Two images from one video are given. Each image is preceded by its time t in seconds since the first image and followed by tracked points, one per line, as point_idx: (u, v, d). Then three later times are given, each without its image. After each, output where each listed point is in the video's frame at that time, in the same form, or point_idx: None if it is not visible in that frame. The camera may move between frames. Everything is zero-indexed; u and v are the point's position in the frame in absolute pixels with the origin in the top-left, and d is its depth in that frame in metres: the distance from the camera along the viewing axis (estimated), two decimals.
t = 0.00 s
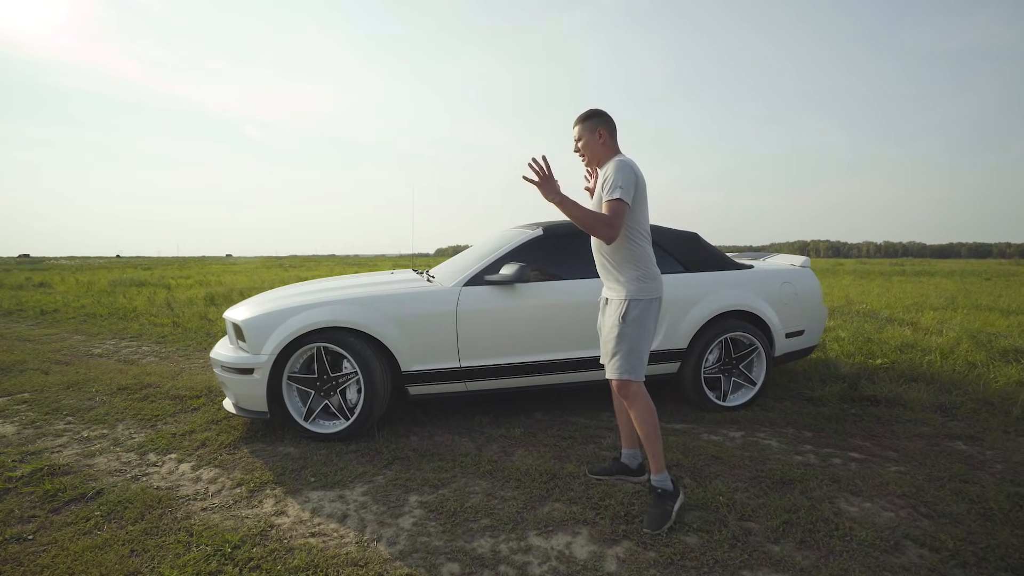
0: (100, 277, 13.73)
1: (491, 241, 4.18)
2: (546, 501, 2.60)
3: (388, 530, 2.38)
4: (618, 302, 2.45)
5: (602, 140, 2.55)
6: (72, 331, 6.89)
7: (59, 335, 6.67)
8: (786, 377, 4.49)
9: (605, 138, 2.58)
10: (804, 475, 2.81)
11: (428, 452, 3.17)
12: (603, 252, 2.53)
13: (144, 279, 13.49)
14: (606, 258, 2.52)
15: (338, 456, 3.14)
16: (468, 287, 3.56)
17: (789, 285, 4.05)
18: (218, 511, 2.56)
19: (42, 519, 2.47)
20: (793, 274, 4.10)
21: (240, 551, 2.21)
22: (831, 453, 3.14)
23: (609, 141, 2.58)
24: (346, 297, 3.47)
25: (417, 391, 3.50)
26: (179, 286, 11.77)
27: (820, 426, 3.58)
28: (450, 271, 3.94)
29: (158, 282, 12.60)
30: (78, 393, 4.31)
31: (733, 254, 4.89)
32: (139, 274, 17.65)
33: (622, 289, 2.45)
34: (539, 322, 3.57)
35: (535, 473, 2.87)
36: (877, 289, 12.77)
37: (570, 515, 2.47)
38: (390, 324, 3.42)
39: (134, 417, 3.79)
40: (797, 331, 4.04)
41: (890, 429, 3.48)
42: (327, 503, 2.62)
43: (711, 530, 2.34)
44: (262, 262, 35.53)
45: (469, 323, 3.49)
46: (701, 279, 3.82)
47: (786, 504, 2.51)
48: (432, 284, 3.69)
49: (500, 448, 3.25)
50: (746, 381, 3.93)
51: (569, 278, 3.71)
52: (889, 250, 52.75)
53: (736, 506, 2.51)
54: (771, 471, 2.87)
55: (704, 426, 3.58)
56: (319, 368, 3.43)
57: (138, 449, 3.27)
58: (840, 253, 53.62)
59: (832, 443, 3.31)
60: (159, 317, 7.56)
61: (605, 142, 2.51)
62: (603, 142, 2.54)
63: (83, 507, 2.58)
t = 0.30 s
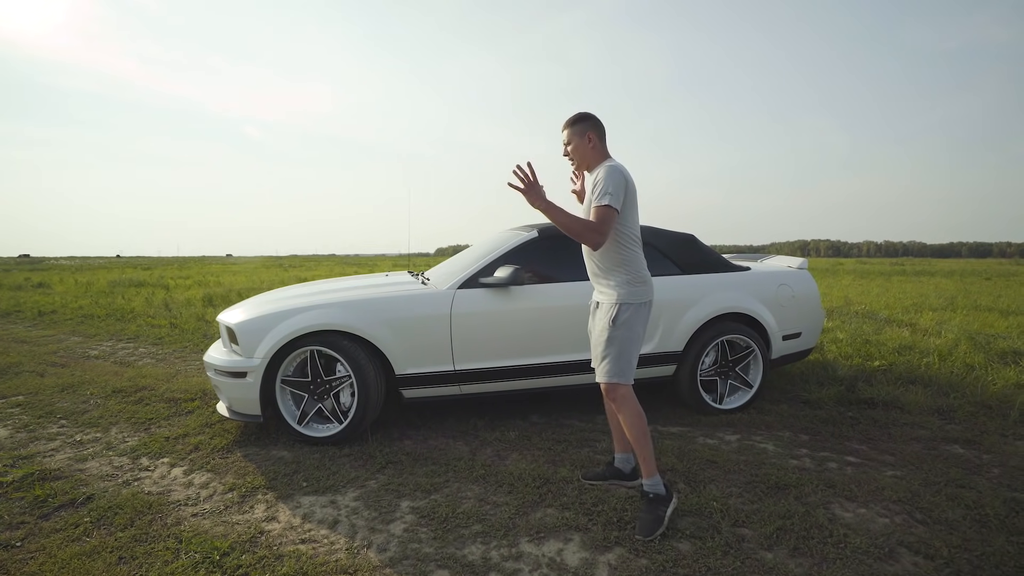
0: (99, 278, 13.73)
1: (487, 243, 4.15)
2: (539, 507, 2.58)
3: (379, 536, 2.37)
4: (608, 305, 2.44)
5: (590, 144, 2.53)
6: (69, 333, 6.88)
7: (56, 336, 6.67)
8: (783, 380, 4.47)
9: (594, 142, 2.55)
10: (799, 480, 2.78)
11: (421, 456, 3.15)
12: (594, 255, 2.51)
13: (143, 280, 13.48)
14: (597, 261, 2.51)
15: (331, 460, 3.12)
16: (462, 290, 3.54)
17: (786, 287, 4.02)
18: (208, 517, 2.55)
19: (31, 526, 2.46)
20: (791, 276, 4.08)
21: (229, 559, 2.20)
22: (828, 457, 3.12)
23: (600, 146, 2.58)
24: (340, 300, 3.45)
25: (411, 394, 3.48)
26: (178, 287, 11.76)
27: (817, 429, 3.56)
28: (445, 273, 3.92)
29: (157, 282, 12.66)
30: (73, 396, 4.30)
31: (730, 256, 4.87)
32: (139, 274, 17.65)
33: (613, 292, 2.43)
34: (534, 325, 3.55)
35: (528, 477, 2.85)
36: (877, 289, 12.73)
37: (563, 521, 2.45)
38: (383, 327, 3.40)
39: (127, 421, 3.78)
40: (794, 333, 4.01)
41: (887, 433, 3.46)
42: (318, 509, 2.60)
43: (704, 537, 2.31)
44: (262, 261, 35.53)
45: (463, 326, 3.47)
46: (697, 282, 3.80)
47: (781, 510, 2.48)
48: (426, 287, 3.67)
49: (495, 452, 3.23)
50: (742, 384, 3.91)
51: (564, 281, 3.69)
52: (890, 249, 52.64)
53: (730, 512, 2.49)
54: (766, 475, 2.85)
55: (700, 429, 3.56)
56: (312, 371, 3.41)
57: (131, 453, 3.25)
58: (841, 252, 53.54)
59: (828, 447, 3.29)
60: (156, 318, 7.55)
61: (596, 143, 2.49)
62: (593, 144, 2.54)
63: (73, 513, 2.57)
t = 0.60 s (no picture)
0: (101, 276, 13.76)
1: (483, 246, 4.13)
2: (531, 514, 2.57)
3: (370, 544, 2.36)
4: (600, 311, 2.42)
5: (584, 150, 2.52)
6: (69, 333, 6.90)
7: (56, 337, 6.68)
8: (782, 382, 4.43)
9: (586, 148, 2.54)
10: (794, 487, 2.76)
11: (415, 461, 3.14)
12: (586, 261, 2.49)
13: (144, 278, 13.50)
14: (590, 267, 2.49)
15: (324, 465, 3.12)
16: (457, 293, 3.52)
17: (784, 289, 3.99)
18: (200, 524, 2.54)
19: (23, 532, 2.46)
20: (789, 278, 4.05)
21: (218, 567, 2.20)
22: (824, 463, 3.09)
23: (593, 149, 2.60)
24: (335, 304, 3.44)
25: (406, 398, 3.47)
26: (179, 286, 11.78)
27: (814, 434, 3.53)
28: (440, 276, 3.90)
29: (159, 281, 12.69)
30: (70, 398, 4.30)
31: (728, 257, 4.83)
32: (141, 272, 17.70)
33: (604, 298, 2.41)
34: (529, 329, 3.53)
35: (521, 483, 2.84)
36: (880, 288, 12.65)
37: (554, 528, 2.44)
38: (377, 331, 3.38)
39: (123, 424, 3.78)
40: (792, 336, 3.98)
41: (885, 438, 3.43)
42: (310, 516, 2.59)
43: (696, 546, 2.29)
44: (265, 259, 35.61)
45: (458, 329, 3.45)
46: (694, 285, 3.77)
47: (775, 518, 2.46)
48: (421, 290, 3.65)
49: (489, 457, 3.22)
50: (740, 387, 3.89)
51: (560, 284, 3.66)
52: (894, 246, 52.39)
53: (724, 520, 2.47)
54: (761, 482, 2.82)
55: (696, 434, 3.54)
56: (306, 376, 3.40)
57: (125, 458, 3.25)
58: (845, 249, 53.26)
59: (825, 452, 3.26)
60: (156, 318, 7.56)
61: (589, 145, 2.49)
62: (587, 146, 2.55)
63: (65, 519, 2.57)
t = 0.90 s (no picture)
0: (112, 270, 13.91)
1: (484, 244, 4.11)
2: (528, 516, 2.57)
3: (367, 545, 2.37)
4: (599, 313, 2.40)
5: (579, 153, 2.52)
6: (79, 328, 6.99)
7: (66, 332, 6.77)
8: (786, 382, 4.40)
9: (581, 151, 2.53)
10: (794, 491, 2.73)
11: (414, 460, 3.15)
12: (587, 262, 2.47)
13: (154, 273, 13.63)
14: (591, 268, 2.47)
15: (324, 464, 3.14)
16: (457, 293, 3.51)
17: (789, 288, 3.94)
18: (200, 522, 2.57)
19: (28, 529, 2.50)
20: (793, 277, 4.00)
21: (217, 567, 2.22)
22: (826, 466, 3.06)
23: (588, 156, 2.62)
24: (334, 303, 3.44)
25: (406, 398, 3.48)
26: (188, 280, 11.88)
27: (817, 435, 3.50)
28: (441, 275, 3.89)
29: (168, 276, 12.80)
30: (77, 394, 4.36)
31: (733, 255, 4.78)
32: (152, 266, 17.88)
33: (603, 300, 2.39)
34: (529, 328, 3.52)
35: (519, 484, 2.84)
36: (891, 284, 12.49)
37: (551, 531, 2.44)
38: (377, 331, 3.39)
39: (128, 421, 3.82)
40: (796, 336, 3.93)
41: (889, 440, 3.39)
42: (308, 515, 2.61)
43: (693, 550, 2.28)
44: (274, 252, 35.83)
45: (458, 329, 3.45)
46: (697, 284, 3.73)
47: (773, 523, 2.44)
48: (421, 289, 3.65)
49: (488, 456, 3.22)
50: (743, 387, 3.85)
51: (561, 283, 3.65)
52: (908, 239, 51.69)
53: (722, 524, 2.46)
54: (761, 485, 2.80)
55: (697, 434, 3.52)
56: (307, 374, 3.42)
57: (129, 455, 3.29)
58: (857, 242, 52.62)
59: (828, 454, 3.23)
60: (164, 314, 7.64)
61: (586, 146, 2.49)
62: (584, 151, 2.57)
63: (69, 516, 2.61)
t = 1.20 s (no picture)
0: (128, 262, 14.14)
1: (490, 239, 4.10)
2: (529, 512, 2.58)
3: (369, 538, 2.40)
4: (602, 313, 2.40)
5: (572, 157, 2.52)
6: (95, 319, 7.13)
7: (82, 323, 6.91)
8: (794, 378, 4.35)
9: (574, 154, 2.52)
10: (799, 489, 2.71)
11: (418, 454, 3.18)
12: (591, 261, 2.47)
13: (168, 264, 13.82)
14: (594, 267, 2.46)
15: (330, 457, 3.18)
16: (461, 288, 3.51)
17: (798, 284, 3.89)
18: (207, 514, 2.62)
19: (43, 519, 2.57)
20: (803, 272, 3.94)
21: (223, 558, 2.26)
22: (832, 464, 3.03)
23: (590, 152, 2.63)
24: (339, 298, 3.46)
25: (410, 392, 3.51)
26: (202, 272, 12.03)
27: (824, 432, 3.46)
28: (446, 270, 3.89)
29: (183, 267, 12.98)
30: (92, 386, 4.45)
31: (742, 249, 4.71)
32: (167, 257, 18.14)
33: (605, 299, 2.39)
34: (534, 324, 3.51)
35: (521, 480, 2.85)
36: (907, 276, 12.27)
37: (551, 527, 2.45)
38: (382, 326, 3.41)
39: (141, 412, 3.90)
40: (805, 332, 3.88)
41: (899, 438, 3.34)
42: (312, 508, 2.65)
43: (693, 549, 2.28)
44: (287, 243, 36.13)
45: (462, 324, 3.45)
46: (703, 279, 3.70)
47: (775, 522, 2.43)
48: (426, 284, 3.66)
49: (492, 451, 3.24)
50: (749, 383, 3.82)
51: (565, 279, 3.63)
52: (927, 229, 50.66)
53: (723, 522, 2.45)
54: (765, 483, 2.78)
55: (702, 430, 3.50)
56: (313, 368, 3.45)
57: (141, 446, 3.36)
58: (874, 232, 51.68)
59: (834, 452, 3.19)
60: (177, 305, 7.75)
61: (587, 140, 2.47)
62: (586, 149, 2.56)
63: (82, 506, 2.68)
